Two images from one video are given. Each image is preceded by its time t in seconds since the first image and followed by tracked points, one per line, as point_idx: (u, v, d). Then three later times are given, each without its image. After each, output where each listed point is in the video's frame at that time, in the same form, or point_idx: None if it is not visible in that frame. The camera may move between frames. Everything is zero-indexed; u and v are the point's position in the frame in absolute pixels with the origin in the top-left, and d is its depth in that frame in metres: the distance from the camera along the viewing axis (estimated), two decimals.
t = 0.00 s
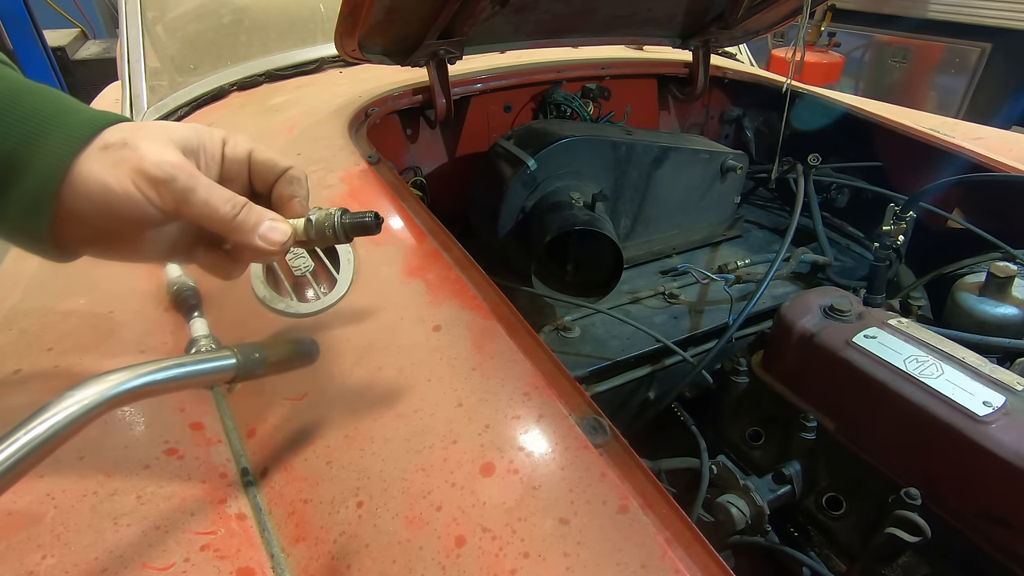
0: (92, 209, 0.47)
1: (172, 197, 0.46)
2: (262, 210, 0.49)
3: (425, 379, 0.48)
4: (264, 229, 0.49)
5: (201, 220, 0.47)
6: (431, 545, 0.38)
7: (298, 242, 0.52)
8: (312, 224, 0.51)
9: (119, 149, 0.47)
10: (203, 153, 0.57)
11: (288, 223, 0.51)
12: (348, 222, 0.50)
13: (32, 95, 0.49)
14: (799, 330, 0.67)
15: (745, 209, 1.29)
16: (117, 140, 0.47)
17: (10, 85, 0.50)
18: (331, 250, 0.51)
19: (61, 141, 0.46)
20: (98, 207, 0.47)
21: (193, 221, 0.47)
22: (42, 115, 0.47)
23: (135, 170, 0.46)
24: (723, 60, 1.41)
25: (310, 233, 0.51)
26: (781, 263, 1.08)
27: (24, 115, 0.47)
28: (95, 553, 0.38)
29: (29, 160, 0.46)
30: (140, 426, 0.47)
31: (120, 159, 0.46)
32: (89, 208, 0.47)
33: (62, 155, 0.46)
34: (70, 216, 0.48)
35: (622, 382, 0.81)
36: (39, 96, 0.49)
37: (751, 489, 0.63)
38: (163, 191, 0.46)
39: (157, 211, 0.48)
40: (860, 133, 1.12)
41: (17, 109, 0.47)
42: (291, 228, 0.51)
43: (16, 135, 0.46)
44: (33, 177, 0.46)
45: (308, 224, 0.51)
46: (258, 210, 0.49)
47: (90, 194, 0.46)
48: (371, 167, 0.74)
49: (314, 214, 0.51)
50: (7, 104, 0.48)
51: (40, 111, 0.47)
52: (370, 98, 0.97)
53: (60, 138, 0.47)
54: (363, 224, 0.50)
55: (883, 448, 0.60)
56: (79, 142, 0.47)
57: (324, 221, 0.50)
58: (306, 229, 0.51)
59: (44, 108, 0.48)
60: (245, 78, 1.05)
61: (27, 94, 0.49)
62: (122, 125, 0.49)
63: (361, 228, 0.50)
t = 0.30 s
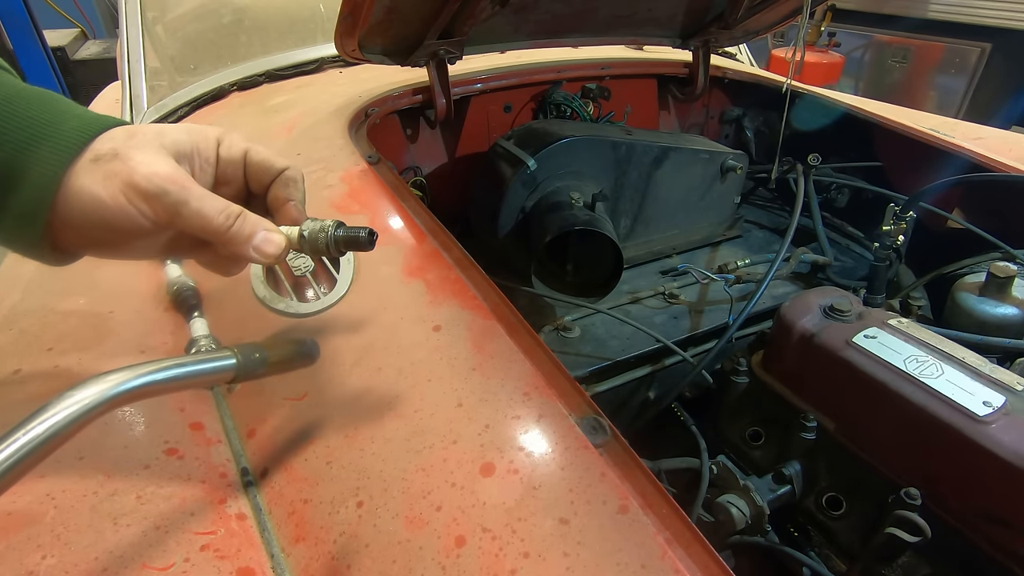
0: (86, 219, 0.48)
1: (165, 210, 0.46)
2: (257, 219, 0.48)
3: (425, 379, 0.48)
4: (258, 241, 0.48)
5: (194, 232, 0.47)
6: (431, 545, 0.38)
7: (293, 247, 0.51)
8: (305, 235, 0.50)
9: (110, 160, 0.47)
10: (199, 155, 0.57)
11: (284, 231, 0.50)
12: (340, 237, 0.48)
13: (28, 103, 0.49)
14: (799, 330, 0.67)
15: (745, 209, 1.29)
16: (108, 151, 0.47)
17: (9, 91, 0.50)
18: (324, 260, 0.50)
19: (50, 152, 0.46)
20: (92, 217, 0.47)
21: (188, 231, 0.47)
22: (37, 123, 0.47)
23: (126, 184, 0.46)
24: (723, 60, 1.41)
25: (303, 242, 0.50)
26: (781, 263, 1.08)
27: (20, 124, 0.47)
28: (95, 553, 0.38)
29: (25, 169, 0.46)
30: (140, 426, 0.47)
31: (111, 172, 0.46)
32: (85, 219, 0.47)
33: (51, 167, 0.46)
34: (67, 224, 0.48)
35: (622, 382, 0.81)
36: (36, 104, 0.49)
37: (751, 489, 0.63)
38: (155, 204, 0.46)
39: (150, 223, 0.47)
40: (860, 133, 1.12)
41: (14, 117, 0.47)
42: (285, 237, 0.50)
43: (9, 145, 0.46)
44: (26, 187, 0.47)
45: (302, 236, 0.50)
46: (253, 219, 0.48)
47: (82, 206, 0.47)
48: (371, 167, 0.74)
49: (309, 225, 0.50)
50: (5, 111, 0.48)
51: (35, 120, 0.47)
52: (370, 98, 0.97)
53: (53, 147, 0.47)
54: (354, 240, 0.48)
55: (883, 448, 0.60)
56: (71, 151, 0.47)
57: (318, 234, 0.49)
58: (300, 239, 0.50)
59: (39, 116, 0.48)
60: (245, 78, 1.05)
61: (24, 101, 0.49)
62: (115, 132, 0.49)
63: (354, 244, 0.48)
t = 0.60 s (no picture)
0: (88, 218, 0.48)
1: (165, 209, 0.46)
2: (258, 219, 0.48)
3: (425, 379, 0.48)
4: (259, 241, 0.48)
5: (195, 230, 0.47)
6: (431, 545, 0.38)
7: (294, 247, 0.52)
8: (306, 236, 0.50)
9: (111, 158, 0.47)
10: (200, 154, 0.57)
11: (285, 231, 0.51)
12: (341, 238, 0.49)
13: (29, 100, 0.48)
14: (799, 330, 0.67)
15: (745, 209, 1.29)
16: (109, 149, 0.47)
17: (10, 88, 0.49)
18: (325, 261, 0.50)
19: (50, 149, 0.46)
20: (94, 216, 0.47)
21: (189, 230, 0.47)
22: (38, 121, 0.47)
23: (127, 182, 0.46)
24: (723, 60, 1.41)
25: (304, 243, 0.50)
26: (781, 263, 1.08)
27: (20, 121, 0.47)
28: (94, 553, 0.38)
29: (26, 166, 0.46)
30: (140, 426, 0.47)
31: (112, 171, 0.46)
32: (86, 217, 0.47)
33: (51, 165, 0.46)
34: (68, 222, 0.48)
35: (622, 382, 0.81)
36: (37, 101, 0.48)
37: (751, 489, 0.63)
38: (156, 203, 0.46)
39: (151, 221, 0.47)
40: (860, 133, 1.12)
41: (14, 115, 0.47)
42: (286, 237, 0.50)
43: (9, 142, 0.46)
44: (27, 184, 0.46)
45: (303, 237, 0.50)
46: (254, 218, 0.48)
47: (83, 204, 0.47)
48: (371, 167, 0.74)
49: (310, 226, 0.50)
50: (5, 107, 0.48)
51: (35, 117, 0.47)
52: (370, 98, 0.97)
53: (53, 145, 0.46)
54: (355, 242, 0.48)
55: (883, 448, 0.60)
56: (71, 149, 0.46)
57: (320, 235, 0.49)
58: (301, 240, 0.50)
59: (39, 114, 0.48)
60: (245, 78, 1.05)
61: (24, 98, 0.49)
62: (116, 130, 0.48)
63: (354, 246, 0.48)
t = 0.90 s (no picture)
0: (87, 213, 0.48)
1: (165, 205, 0.46)
2: (257, 219, 0.48)
3: (425, 379, 0.48)
4: (257, 240, 0.48)
5: (194, 227, 0.47)
6: (431, 545, 0.38)
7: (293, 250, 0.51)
8: (305, 236, 0.50)
9: (112, 154, 0.46)
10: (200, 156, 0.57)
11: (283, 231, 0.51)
12: (340, 239, 0.49)
13: (29, 95, 0.48)
14: (799, 330, 0.67)
15: (745, 209, 1.29)
16: (111, 145, 0.47)
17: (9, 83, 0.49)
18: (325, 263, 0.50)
19: (52, 145, 0.46)
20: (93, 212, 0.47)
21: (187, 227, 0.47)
22: (39, 117, 0.47)
23: (127, 178, 0.46)
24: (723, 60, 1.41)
25: (303, 244, 0.50)
26: (781, 263, 1.08)
27: (21, 117, 0.47)
28: (95, 553, 0.39)
29: (26, 162, 0.46)
30: (140, 426, 0.47)
31: (112, 166, 0.46)
32: (86, 213, 0.47)
33: (52, 160, 0.46)
34: (67, 218, 0.48)
35: (622, 382, 0.81)
36: (38, 97, 0.48)
37: (751, 489, 0.63)
38: (156, 199, 0.46)
39: (151, 218, 0.48)
40: (860, 133, 1.12)
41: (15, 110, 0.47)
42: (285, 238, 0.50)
43: (9, 137, 0.46)
44: (27, 180, 0.46)
45: (302, 237, 0.50)
46: (253, 218, 0.48)
47: (83, 199, 0.47)
48: (371, 167, 0.74)
49: (310, 227, 0.50)
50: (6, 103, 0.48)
51: (36, 113, 0.47)
52: (370, 98, 0.97)
53: (54, 141, 0.46)
54: (354, 242, 0.48)
55: (883, 448, 0.60)
56: (73, 146, 0.47)
57: (318, 235, 0.49)
58: (300, 240, 0.50)
59: (41, 109, 0.48)
60: (245, 78, 1.05)
61: (25, 93, 0.48)
62: (118, 129, 0.49)
63: (354, 246, 0.48)
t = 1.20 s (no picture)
0: (109, 188, 0.48)
1: (191, 175, 0.47)
2: (277, 191, 0.50)
3: (425, 379, 0.48)
4: (280, 207, 0.49)
5: (216, 198, 0.48)
6: (431, 545, 0.38)
7: (315, 219, 0.52)
8: (327, 203, 0.49)
9: (133, 129, 0.47)
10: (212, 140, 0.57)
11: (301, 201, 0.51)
12: (364, 205, 0.49)
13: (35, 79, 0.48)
14: (799, 330, 0.67)
15: (745, 209, 1.29)
16: (132, 122, 0.48)
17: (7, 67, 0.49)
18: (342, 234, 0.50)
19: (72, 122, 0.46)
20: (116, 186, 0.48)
21: (210, 199, 0.48)
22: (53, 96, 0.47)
23: (153, 150, 0.47)
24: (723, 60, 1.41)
25: (325, 214, 0.50)
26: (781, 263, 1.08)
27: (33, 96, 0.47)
28: (96, 552, 0.39)
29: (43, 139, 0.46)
30: (140, 426, 0.47)
31: (135, 139, 0.47)
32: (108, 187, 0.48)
33: (75, 135, 0.46)
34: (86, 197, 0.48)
35: (622, 382, 0.81)
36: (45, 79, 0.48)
37: (751, 489, 0.63)
38: (181, 169, 0.47)
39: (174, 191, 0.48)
40: (860, 133, 1.12)
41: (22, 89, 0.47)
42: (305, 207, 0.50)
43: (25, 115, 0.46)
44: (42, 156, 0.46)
45: (323, 204, 0.50)
46: (273, 190, 0.49)
47: (105, 174, 0.47)
48: (371, 167, 0.74)
49: (330, 194, 0.50)
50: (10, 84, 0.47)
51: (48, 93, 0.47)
52: (370, 98, 0.97)
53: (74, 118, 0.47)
54: (378, 208, 0.49)
55: (883, 448, 0.60)
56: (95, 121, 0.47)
57: (342, 201, 0.49)
58: (322, 210, 0.50)
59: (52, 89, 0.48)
60: (245, 78, 1.05)
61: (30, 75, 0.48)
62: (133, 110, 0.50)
63: (379, 212, 0.50)
